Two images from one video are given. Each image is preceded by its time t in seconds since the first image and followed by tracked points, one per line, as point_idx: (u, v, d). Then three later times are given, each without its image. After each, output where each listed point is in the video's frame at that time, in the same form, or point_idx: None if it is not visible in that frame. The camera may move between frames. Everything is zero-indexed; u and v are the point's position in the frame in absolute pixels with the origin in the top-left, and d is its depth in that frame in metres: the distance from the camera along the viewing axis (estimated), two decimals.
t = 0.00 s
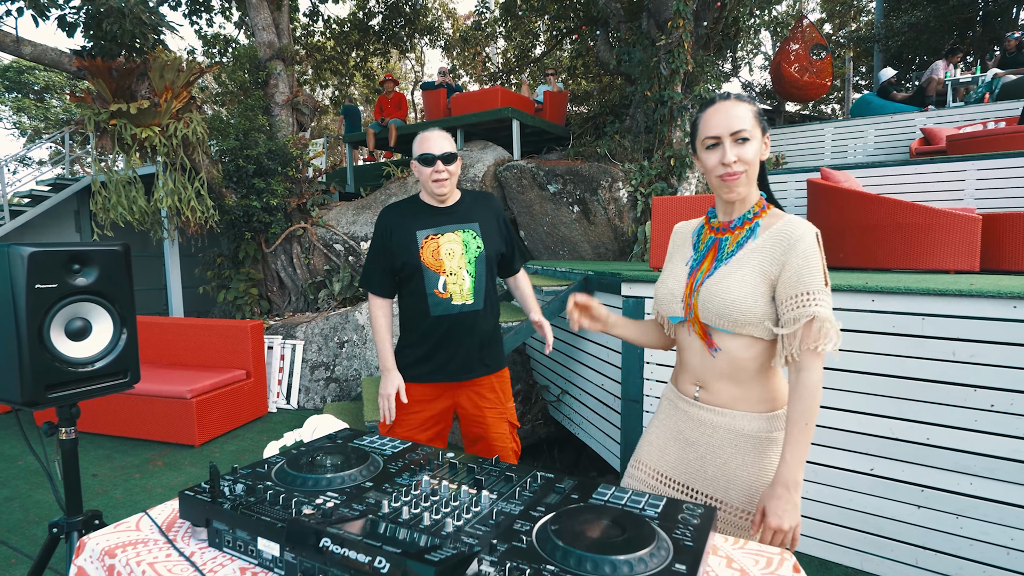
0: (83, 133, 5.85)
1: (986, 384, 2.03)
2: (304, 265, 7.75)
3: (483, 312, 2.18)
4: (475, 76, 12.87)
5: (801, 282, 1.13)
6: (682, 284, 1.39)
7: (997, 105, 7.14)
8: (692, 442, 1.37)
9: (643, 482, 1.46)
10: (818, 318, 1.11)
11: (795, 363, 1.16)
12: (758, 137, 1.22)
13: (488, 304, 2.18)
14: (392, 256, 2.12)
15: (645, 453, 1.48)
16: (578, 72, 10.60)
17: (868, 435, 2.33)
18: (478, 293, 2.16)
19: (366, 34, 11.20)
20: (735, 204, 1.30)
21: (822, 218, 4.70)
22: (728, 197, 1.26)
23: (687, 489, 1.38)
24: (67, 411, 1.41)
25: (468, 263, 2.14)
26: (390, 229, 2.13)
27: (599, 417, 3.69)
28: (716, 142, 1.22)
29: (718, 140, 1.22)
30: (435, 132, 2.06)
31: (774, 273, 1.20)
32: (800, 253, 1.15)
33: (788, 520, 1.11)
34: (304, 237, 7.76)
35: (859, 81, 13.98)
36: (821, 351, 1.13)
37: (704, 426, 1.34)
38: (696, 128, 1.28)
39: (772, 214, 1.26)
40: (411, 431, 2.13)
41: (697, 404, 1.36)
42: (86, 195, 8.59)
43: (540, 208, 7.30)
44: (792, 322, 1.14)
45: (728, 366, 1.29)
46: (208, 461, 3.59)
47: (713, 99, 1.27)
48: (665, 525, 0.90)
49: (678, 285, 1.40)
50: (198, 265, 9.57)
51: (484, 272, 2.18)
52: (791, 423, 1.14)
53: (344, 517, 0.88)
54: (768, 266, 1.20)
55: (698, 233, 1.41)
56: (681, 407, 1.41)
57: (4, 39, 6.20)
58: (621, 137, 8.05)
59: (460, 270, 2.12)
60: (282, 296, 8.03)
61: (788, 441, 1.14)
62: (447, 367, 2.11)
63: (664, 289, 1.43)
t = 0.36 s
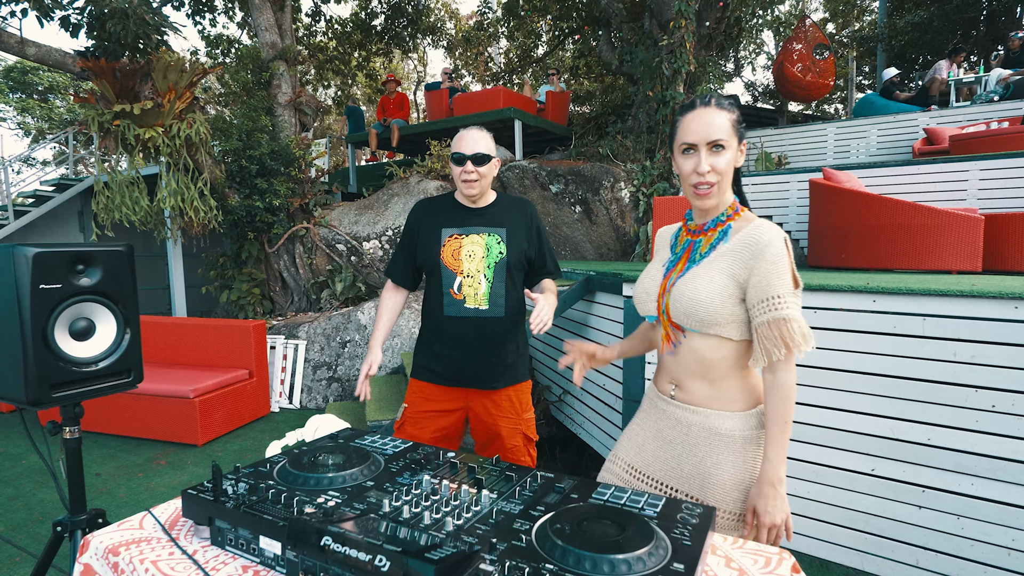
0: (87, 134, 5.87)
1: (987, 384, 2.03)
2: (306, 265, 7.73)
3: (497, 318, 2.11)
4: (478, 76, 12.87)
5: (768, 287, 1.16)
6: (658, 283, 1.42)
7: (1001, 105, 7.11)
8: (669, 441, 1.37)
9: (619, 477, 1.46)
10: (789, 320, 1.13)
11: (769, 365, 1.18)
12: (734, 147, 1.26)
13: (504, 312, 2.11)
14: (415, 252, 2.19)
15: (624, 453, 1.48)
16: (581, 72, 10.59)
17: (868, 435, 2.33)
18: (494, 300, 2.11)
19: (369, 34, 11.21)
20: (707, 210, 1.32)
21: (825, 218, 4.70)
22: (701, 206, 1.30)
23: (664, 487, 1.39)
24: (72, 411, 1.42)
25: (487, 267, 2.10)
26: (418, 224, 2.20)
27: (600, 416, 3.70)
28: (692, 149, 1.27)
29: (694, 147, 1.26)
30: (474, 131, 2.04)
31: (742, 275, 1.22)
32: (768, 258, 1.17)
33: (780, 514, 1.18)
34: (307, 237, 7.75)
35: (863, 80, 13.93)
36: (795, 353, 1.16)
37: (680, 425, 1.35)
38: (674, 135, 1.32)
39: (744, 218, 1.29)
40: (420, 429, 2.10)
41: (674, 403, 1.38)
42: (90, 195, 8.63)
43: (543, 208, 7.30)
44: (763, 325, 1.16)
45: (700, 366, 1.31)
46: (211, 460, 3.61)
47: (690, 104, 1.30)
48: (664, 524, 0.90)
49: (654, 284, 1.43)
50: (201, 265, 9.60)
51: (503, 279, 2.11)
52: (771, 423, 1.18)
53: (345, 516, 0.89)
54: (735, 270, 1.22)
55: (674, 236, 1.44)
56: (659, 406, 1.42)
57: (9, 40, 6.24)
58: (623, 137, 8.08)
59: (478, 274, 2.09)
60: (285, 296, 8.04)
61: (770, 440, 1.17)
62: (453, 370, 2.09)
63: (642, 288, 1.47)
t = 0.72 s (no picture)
0: (90, 134, 5.89)
1: (990, 385, 2.07)
2: (308, 266, 7.69)
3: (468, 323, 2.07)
4: (480, 76, 12.87)
5: (716, 279, 1.23)
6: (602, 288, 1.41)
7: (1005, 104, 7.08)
8: (624, 442, 1.38)
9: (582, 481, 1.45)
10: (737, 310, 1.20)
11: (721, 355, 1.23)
12: (674, 165, 1.28)
13: (476, 319, 2.07)
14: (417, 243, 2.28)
15: (580, 460, 1.46)
16: (583, 72, 10.57)
17: (871, 436, 2.38)
18: (468, 305, 2.08)
19: (371, 34, 11.22)
20: (644, 212, 1.36)
21: (828, 218, 4.69)
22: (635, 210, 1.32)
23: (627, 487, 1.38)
24: (72, 410, 1.42)
25: (468, 270, 2.08)
26: (428, 215, 2.25)
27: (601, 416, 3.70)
28: (637, 154, 1.28)
29: (641, 154, 1.27)
30: (487, 129, 2.01)
31: (693, 271, 1.28)
32: (718, 253, 1.25)
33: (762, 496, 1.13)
34: (309, 237, 7.70)
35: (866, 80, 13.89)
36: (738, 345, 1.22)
37: (634, 425, 1.36)
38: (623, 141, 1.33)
39: (682, 221, 1.36)
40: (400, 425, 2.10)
41: (628, 404, 1.38)
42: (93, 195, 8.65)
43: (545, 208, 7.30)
44: (712, 316, 1.22)
45: (656, 363, 1.33)
46: (213, 460, 3.62)
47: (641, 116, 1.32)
48: (664, 525, 0.90)
49: (597, 288, 1.42)
50: (203, 265, 9.61)
51: (482, 285, 2.07)
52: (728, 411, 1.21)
53: (344, 515, 0.89)
54: (688, 265, 1.28)
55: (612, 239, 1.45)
56: (612, 408, 1.41)
57: (12, 41, 6.25)
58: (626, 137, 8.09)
59: (458, 274, 2.08)
60: (287, 296, 8.04)
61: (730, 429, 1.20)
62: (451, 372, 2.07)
63: (585, 290, 1.44)
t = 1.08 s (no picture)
0: (93, 134, 5.89)
1: (996, 387, 2.06)
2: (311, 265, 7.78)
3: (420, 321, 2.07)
4: (482, 76, 12.86)
5: (677, 276, 1.40)
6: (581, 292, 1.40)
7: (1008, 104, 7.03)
8: (597, 435, 1.42)
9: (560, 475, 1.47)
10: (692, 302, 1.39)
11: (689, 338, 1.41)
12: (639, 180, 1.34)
13: (426, 316, 2.07)
14: (370, 240, 2.23)
15: (554, 459, 1.47)
16: (586, 71, 10.55)
17: (874, 437, 2.37)
18: (419, 302, 2.08)
19: (373, 34, 11.23)
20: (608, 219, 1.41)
21: (831, 219, 4.68)
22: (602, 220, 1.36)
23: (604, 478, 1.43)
24: (70, 410, 1.42)
25: (419, 268, 2.08)
26: (378, 211, 2.22)
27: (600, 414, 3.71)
28: (609, 171, 1.30)
29: (613, 170, 1.29)
30: (441, 132, 1.99)
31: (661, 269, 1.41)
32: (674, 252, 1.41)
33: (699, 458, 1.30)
34: (310, 237, 7.86)
35: (869, 80, 13.86)
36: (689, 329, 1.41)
37: (609, 417, 1.41)
38: (591, 152, 1.33)
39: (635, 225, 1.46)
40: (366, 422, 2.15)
41: (602, 397, 1.42)
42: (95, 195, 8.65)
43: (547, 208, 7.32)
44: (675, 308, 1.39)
45: (631, 356, 1.41)
46: (214, 459, 3.62)
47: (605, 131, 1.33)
48: (665, 528, 0.89)
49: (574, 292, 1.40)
50: (206, 265, 9.64)
51: (432, 283, 2.07)
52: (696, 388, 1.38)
53: (341, 518, 0.88)
54: (657, 263, 1.41)
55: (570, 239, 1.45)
56: (585, 403, 1.43)
57: (15, 41, 6.26)
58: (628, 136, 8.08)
59: (409, 272, 2.08)
60: (289, 296, 8.03)
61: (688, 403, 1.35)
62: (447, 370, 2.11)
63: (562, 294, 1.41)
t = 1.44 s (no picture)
0: (95, 134, 5.89)
1: (1001, 388, 2.04)
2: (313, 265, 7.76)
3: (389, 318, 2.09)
4: (485, 75, 12.85)
5: (668, 272, 1.49)
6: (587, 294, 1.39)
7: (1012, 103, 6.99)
8: (607, 435, 1.42)
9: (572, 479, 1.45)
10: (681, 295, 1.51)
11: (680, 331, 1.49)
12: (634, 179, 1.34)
13: (394, 311, 2.09)
14: (318, 245, 2.20)
15: (562, 463, 1.44)
16: (588, 71, 10.54)
17: (877, 438, 2.35)
18: (385, 298, 2.09)
19: (376, 34, 11.23)
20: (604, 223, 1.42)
21: (833, 219, 4.68)
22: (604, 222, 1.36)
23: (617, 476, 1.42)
24: (68, 410, 1.41)
25: (380, 265, 2.09)
26: (324, 217, 2.20)
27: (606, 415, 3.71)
28: (603, 177, 1.30)
29: (607, 177, 1.30)
30: (384, 131, 2.04)
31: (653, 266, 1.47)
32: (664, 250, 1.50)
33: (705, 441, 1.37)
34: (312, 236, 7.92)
35: (873, 79, 13.82)
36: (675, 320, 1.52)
37: (618, 416, 1.41)
38: (584, 159, 1.33)
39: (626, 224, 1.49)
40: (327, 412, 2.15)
41: (611, 396, 1.41)
42: (98, 195, 8.66)
43: (549, 208, 7.31)
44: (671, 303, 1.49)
45: (638, 351, 1.44)
46: (216, 459, 3.62)
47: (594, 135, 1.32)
48: (665, 531, 0.88)
49: (580, 295, 1.39)
50: (209, 265, 9.65)
51: (395, 277, 2.09)
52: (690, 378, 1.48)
53: (338, 520, 0.87)
54: (654, 262, 1.47)
55: (565, 240, 1.44)
56: (594, 403, 1.42)
57: (17, 41, 6.26)
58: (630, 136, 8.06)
59: (371, 271, 2.09)
60: (291, 296, 8.03)
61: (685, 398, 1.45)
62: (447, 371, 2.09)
63: (568, 297, 1.40)
